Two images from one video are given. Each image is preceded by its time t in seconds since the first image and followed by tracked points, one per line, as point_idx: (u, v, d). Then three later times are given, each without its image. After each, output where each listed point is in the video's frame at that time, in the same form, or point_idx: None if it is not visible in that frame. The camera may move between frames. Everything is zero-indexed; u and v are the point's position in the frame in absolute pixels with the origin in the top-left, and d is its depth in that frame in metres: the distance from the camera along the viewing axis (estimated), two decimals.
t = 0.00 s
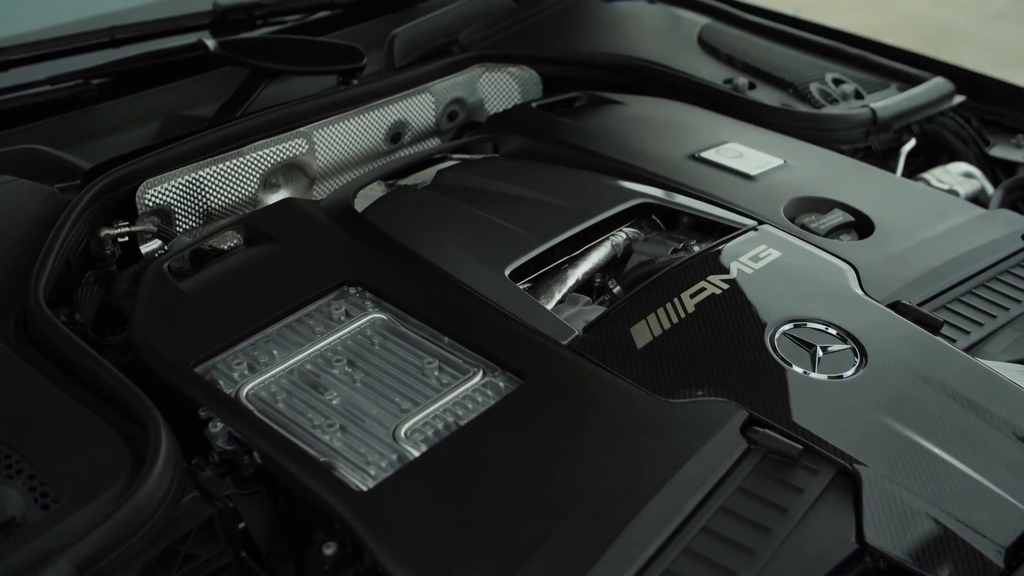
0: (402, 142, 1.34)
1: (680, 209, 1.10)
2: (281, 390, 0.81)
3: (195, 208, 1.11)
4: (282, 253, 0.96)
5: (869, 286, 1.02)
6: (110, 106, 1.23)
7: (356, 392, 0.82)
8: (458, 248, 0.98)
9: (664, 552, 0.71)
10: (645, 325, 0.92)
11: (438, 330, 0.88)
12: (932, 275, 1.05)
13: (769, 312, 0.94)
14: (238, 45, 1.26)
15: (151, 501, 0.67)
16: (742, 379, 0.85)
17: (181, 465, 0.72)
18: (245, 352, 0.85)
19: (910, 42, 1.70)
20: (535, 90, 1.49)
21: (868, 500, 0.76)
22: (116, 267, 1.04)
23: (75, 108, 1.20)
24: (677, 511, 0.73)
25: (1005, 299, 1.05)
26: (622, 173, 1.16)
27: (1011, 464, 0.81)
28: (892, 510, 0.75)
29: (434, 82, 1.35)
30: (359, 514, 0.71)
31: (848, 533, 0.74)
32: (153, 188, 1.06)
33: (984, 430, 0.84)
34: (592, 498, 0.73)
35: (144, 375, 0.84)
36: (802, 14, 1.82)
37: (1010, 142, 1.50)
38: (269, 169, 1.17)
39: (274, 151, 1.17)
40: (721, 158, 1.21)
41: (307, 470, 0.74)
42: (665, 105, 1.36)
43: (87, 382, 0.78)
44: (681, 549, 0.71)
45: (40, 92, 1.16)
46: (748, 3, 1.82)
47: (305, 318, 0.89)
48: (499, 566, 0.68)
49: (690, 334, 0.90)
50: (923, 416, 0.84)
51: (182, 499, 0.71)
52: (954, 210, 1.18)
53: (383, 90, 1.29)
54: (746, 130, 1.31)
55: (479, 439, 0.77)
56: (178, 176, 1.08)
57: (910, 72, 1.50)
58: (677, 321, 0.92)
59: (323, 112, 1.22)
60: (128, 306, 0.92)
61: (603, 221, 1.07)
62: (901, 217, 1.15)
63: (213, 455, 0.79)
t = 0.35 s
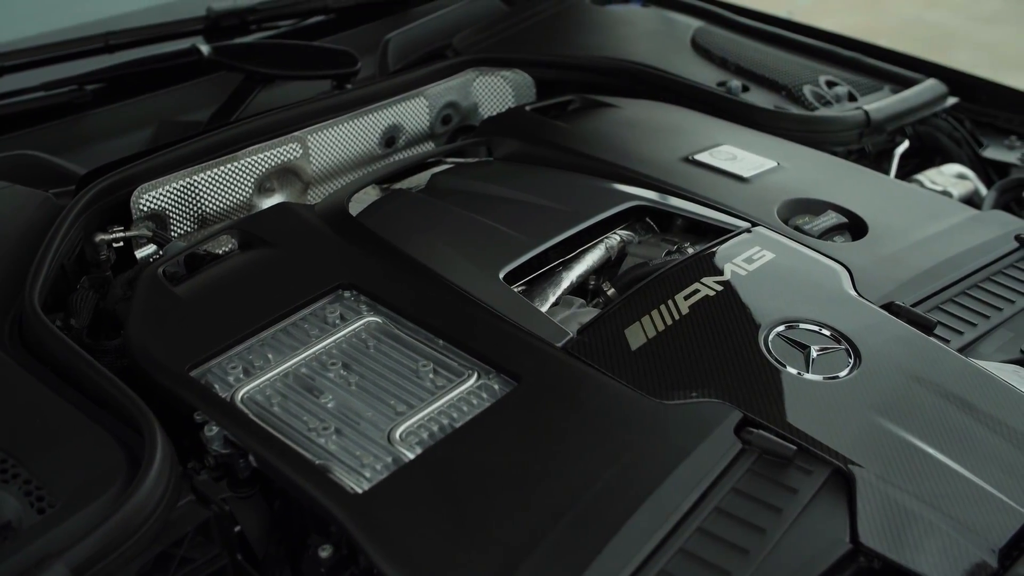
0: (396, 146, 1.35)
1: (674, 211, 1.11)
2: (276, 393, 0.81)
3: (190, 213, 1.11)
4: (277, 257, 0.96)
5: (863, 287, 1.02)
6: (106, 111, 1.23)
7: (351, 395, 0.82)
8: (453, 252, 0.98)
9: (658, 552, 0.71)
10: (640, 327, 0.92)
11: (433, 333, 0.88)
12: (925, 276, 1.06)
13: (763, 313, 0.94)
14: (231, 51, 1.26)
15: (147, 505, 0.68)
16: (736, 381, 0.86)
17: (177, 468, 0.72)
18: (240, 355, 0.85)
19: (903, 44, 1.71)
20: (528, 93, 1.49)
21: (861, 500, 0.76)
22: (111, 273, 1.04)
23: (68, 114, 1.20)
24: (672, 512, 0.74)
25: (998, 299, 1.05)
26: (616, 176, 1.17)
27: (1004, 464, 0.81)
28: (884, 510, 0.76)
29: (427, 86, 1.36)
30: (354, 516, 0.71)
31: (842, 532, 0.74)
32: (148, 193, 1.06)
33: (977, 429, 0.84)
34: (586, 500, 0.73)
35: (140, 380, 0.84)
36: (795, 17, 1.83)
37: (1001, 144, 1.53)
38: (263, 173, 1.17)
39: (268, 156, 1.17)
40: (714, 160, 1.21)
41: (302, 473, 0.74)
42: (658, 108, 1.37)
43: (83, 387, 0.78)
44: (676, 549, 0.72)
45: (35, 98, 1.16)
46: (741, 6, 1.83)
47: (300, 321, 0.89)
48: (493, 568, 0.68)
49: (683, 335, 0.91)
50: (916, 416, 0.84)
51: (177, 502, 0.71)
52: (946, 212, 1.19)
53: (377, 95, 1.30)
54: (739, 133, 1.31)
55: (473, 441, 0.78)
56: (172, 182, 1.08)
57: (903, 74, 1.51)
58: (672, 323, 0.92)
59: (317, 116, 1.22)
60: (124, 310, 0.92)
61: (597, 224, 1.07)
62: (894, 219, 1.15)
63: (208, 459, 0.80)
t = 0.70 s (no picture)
0: (391, 149, 1.35)
1: (667, 213, 1.11)
2: (271, 394, 0.82)
3: (185, 215, 1.12)
4: (271, 258, 0.96)
5: (855, 288, 1.03)
6: (102, 114, 1.24)
7: (345, 395, 0.82)
8: (447, 253, 0.98)
9: (651, 551, 0.72)
10: (632, 327, 0.93)
11: (427, 334, 0.89)
12: (916, 277, 1.06)
13: (755, 314, 0.95)
14: (227, 54, 1.26)
15: (142, 505, 0.68)
16: (727, 381, 0.86)
17: (172, 468, 0.73)
18: (235, 356, 0.85)
19: (895, 47, 1.72)
20: (522, 94, 1.49)
21: (851, 500, 0.77)
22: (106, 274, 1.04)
23: (64, 116, 1.20)
24: (664, 511, 0.74)
25: (989, 300, 1.06)
26: (610, 179, 1.17)
27: (992, 462, 0.82)
28: (875, 509, 0.76)
29: (421, 89, 1.36)
30: (349, 515, 0.72)
31: (832, 531, 0.75)
32: (143, 196, 1.06)
33: (966, 429, 0.85)
34: (579, 499, 0.74)
35: (135, 381, 0.85)
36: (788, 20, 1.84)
37: (993, 145, 1.53)
38: (258, 176, 1.18)
39: (263, 158, 1.17)
40: (708, 162, 1.22)
41: (297, 472, 0.74)
42: (652, 110, 1.37)
43: (79, 388, 0.78)
44: (669, 548, 0.72)
45: (31, 100, 1.16)
46: (735, 9, 1.84)
47: (295, 322, 0.90)
48: (487, 567, 0.69)
49: (676, 336, 0.91)
50: (905, 416, 0.85)
51: (172, 502, 0.72)
52: (938, 213, 1.19)
53: (372, 98, 1.30)
54: (732, 135, 1.32)
55: (467, 441, 0.78)
56: (168, 184, 1.08)
57: (895, 77, 1.52)
58: (664, 324, 0.93)
59: (312, 119, 1.23)
60: (120, 311, 0.93)
61: (590, 226, 1.07)
62: (886, 220, 1.16)
63: (203, 459, 0.79)
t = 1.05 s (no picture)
0: (390, 148, 1.36)
1: (664, 210, 1.13)
2: (276, 388, 0.83)
3: (187, 214, 1.13)
4: (274, 256, 0.97)
5: (851, 283, 1.04)
6: (102, 115, 1.25)
7: (349, 390, 0.83)
8: (448, 250, 0.99)
9: (652, 540, 0.73)
10: (632, 322, 0.94)
11: (429, 329, 0.90)
12: (911, 272, 1.08)
13: (753, 309, 0.96)
14: (228, 55, 1.27)
15: (149, 499, 0.69)
16: (726, 374, 0.87)
17: (178, 462, 0.74)
18: (240, 351, 0.86)
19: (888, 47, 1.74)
20: (519, 94, 1.51)
21: (850, 490, 0.78)
22: (109, 273, 1.05)
23: (64, 117, 1.21)
24: (664, 502, 0.75)
25: (983, 294, 1.07)
26: (607, 176, 1.19)
27: (988, 453, 0.83)
28: (872, 498, 0.77)
29: (419, 89, 1.37)
30: (354, 507, 0.73)
31: (831, 520, 0.76)
32: (145, 195, 1.07)
33: (963, 420, 0.86)
34: (581, 490, 0.75)
35: (141, 377, 0.85)
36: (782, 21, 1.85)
37: (987, 143, 1.55)
38: (259, 176, 1.19)
39: (263, 158, 1.18)
40: (704, 160, 1.23)
41: (301, 465, 0.75)
42: (648, 109, 1.39)
43: (85, 384, 0.79)
44: (670, 537, 0.73)
45: (32, 101, 1.17)
46: (730, 10, 1.85)
47: (298, 319, 0.90)
48: (492, 557, 0.70)
49: (675, 330, 0.92)
50: (902, 407, 0.86)
51: (178, 496, 0.72)
52: (933, 210, 1.21)
53: (372, 98, 1.31)
54: (728, 133, 1.33)
55: (469, 434, 0.79)
56: (170, 184, 1.09)
57: (889, 76, 1.53)
58: (663, 318, 0.94)
59: (312, 119, 1.24)
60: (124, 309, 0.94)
61: (589, 223, 1.08)
62: (881, 216, 1.17)
63: (207, 453, 0.80)
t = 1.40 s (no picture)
0: (367, 144, 1.37)
1: (641, 200, 1.14)
2: (265, 378, 0.84)
3: (168, 211, 1.12)
4: (257, 250, 0.98)
5: (825, 267, 1.07)
6: (79, 114, 1.25)
7: (338, 379, 0.84)
8: (431, 242, 1.00)
9: (641, 518, 0.74)
10: (614, 308, 0.95)
11: (414, 318, 0.91)
12: (884, 257, 1.10)
13: (731, 294, 0.98)
14: (206, 53, 1.27)
15: (144, 487, 0.70)
16: (708, 356, 0.89)
17: (170, 453, 0.75)
18: (227, 343, 0.87)
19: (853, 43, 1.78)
20: (493, 90, 1.51)
21: (831, 466, 0.80)
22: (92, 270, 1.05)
23: (40, 117, 1.21)
24: (652, 481, 0.77)
25: (954, 278, 1.10)
26: (585, 168, 1.20)
27: (961, 427, 0.86)
28: (852, 473, 0.80)
29: (396, 86, 1.38)
30: (347, 492, 0.74)
31: (814, 496, 0.78)
32: (126, 192, 1.07)
33: (937, 397, 0.89)
34: (569, 472, 0.76)
35: (129, 369, 0.86)
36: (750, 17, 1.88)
37: (953, 134, 1.60)
38: (238, 172, 1.19)
39: (242, 155, 1.18)
40: (679, 151, 1.25)
41: (294, 451, 0.77)
42: (622, 103, 1.41)
43: (74, 377, 0.79)
44: (658, 515, 0.75)
45: (7, 102, 1.17)
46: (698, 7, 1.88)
47: (283, 310, 0.91)
48: (486, 538, 0.71)
49: (656, 315, 0.94)
50: (879, 385, 0.89)
51: (171, 485, 0.73)
52: (903, 196, 1.24)
53: (349, 95, 1.32)
54: (702, 125, 1.36)
55: (458, 420, 0.80)
56: (150, 181, 1.09)
57: (856, 68, 1.56)
58: (644, 304, 0.96)
59: (290, 116, 1.24)
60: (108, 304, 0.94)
61: (567, 214, 1.10)
62: (853, 204, 1.20)
63: (198, 444, 0.80)
